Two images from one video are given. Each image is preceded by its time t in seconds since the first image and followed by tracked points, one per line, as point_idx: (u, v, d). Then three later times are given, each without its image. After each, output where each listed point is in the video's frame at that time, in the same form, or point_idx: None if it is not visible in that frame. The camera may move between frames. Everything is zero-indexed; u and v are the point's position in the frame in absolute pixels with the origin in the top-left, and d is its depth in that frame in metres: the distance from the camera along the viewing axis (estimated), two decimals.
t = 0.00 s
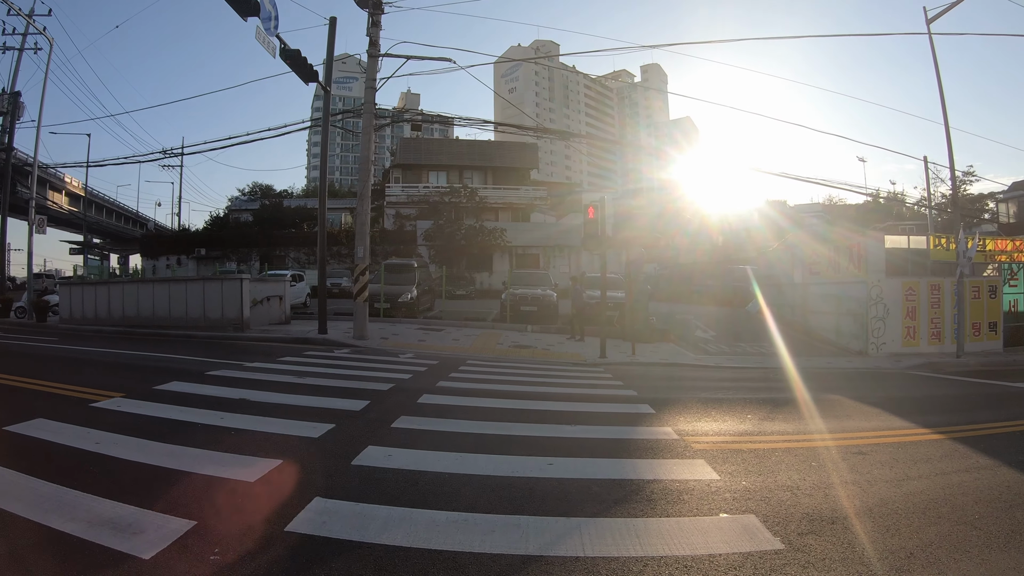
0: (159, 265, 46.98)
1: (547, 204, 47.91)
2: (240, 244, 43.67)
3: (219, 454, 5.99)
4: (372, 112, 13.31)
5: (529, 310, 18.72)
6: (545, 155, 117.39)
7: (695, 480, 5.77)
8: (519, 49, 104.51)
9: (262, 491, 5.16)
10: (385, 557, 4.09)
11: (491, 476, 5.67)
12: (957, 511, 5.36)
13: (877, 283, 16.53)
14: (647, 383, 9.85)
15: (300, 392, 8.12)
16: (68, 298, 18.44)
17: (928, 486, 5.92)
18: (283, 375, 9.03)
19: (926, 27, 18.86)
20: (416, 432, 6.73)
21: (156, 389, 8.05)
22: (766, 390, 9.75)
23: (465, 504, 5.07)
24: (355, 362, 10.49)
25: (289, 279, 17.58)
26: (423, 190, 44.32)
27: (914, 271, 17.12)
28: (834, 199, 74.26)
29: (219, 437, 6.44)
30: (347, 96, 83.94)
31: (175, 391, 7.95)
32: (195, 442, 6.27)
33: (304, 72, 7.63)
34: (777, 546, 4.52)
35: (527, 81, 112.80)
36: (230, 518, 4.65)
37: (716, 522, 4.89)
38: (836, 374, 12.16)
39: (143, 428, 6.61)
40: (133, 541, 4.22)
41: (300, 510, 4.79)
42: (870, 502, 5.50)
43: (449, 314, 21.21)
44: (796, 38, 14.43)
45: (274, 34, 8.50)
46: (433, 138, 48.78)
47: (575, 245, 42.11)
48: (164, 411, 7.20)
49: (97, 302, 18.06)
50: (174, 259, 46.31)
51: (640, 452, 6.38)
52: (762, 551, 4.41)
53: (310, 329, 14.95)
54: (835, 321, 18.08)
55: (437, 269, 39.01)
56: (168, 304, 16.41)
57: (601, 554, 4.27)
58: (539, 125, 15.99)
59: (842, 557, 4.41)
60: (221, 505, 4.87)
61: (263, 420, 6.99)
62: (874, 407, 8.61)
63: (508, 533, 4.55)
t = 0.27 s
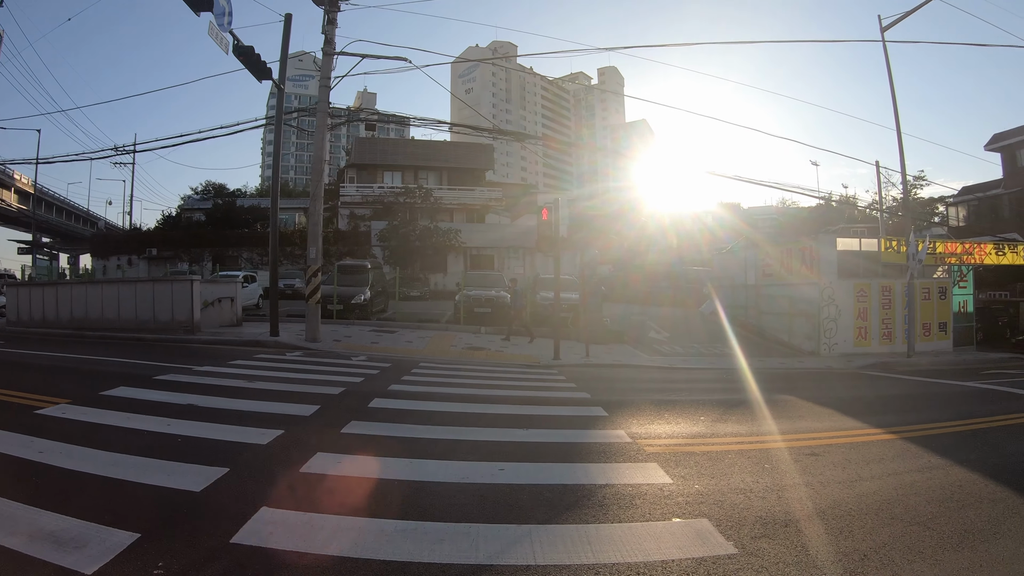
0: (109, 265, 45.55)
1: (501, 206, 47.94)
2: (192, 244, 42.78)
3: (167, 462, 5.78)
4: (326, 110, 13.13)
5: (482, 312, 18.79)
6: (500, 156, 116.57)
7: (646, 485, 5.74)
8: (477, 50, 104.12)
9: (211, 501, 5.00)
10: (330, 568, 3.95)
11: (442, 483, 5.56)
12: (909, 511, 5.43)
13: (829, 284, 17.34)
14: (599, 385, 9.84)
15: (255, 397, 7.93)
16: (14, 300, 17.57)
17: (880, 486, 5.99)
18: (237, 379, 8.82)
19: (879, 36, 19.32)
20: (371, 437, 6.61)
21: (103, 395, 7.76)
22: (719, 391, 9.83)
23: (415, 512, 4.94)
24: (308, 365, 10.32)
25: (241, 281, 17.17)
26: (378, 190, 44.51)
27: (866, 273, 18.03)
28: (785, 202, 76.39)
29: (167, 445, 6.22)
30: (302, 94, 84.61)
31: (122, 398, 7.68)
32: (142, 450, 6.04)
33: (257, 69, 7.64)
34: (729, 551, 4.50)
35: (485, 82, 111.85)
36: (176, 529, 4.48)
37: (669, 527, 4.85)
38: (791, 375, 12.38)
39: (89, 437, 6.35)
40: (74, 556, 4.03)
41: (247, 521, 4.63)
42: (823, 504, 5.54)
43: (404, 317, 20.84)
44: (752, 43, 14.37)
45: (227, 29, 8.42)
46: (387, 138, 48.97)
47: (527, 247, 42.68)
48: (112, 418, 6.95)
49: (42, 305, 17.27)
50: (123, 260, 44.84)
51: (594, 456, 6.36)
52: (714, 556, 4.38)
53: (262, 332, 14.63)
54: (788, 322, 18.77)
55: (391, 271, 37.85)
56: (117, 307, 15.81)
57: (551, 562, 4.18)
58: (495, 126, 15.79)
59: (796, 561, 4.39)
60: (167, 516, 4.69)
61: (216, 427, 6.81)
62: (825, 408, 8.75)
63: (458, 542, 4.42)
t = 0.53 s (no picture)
0: (62, 265, 44.70)
1: (461, 206, 47.34)
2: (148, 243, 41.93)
3: (117, 467, 5.60)
4: (283, 107, 12.96)
5: (439, 312, 18.76)
6: (459, 156, 115.27)
7: (602, 486, 5.73)
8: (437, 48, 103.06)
9: (164, 506, 4.86)
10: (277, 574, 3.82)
11: (397, 486, 5.46)
12: (865, 508, 5.50)
13: (784, 285, 17.93)
14: (557, 386, 9.85)
15: (212, 400, 7.77)
16: None
17: (836, 484, 6.06)
18: (193, 381, 8.62)
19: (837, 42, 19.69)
20: (329, 441, 6.51)
21: (51, 399, 7.49)
22: (676, 390, 9.90)
23: (370, 515, 4.82)
24: (264, 367, 10.16)
25: (196, 281, 17.05)
26: (336, 190, 44.30)
27: (822, 275, 18.75)
28: (742, 204, 77.94)
29: (118, 449, 6.03)
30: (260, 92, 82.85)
31: (72, 401, 7.43)
32: (91, 455, 5.84)
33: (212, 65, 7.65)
34: (686, 552, 4.48)
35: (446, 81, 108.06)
36: (126, 536, 4.33)
37: (625, 528, 4.83)
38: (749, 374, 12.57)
39: (36, 441, 6.12)
40: (16, 566, 3.86)
41: (198, 526, 4.49)
42: (780, 502, 5.57)
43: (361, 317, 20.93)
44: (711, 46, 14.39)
45: (183, 24, 8.34)
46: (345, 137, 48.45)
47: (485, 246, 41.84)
48: (62, 422, 6.72)
49: None
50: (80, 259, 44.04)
51: (551, 457, 6.35)
52: (671, 557, 4.37)
53: (216, 333, 14.32)
54: (744, 323, 19.26)
55: (348, 270, 38.24)
56: (70, 307, 15.27)
57: (505, 565, 4.10)
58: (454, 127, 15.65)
59: (753, 561, 4.38)
60: (115, 523, 4.52)
61: (172, 430, 6.64)
62: (779, 407, 8.86)
63: (411, 545, 4.32)
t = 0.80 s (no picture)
0: (16, 263, 43.34)
1: (423, 206, 47.04)
2: (106, 241, 41.09)
3: (72, 472, 5.42)
4: (244, 103, 12.81)
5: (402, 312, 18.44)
6: (423, 156, 114.23)
7: (567, 486, 5.73)
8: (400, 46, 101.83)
9: (123, 511, 4.71)
10: None
11: (361, 488, 5.38)
12: (829, 506, 5.58)
13: (746, 285, 18.31)
14: (519, 386, 9.87)
15: (173, 401, 7.62)
16: None
17: (800, 483, 6.13)
18: (153, 383, 8.43)
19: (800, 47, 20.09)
20: (293, 443, 6.41)
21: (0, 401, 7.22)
22: (637, 391, 9.96)
23: (332, 519, 4.72)
24: (225, 367, 9.99)
25: (156, 279, 16.69)
26: (297, 187, 44.06)
27: (782, 276, 19.20)
28: (703, 206, 79.13)
29: (72, 453, 5.85)
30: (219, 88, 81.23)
31: (24, 404, 7.19)
32: (43, 460, 5.64)
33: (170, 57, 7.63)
34: (653, 551, 4.49)
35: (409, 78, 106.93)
36: (81, 543, 4.18)
37: (591, 529, 4.81)
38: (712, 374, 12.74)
39: None
40: None
41: (158, 532, 4.36)
42: (744, 501, 5.62)
43: (323, 315, 20.80)
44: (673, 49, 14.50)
45: (143, 16, 8.24)
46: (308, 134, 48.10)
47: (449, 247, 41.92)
48: (16, 425, 6.50)
49: None
50: (33, 256, 42.69)
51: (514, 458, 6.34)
52: (637, 557, 4.37)
53: (176, 332, 14.03)
54: (706, 323, 19.57)
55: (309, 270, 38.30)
56: (25, 306, 14.84)
57: (469, 569, 4.02)
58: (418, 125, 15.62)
59: (718, 560, 4.39)
60: (68, 530, 4.36)
61: (133, 433, 6.48)
62: (740, 407, 8.98)
63: (373, 550, 4.21)
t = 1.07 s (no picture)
0: None
1: (387, 205, 46.84)
2: (66, 238, 40.31)
3: (35, 477, 5.25)
4: (210, 99, 12.65)
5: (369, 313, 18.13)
6: (387, 155, 112.85)
7: (539, 487, 5.73)
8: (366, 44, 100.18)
9: (89, 517, 4.58)
10: None
11: (333, 492, 5.32)
12: (801, 504, 5.65)
13: (710, 286, 18.52)
14: (483, 386, 9.91)
15: (139, 404, 7.46)
16: None
17: (770, 481, 6.21)
18: (117, 385, 8.24)
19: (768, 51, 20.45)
20: (264, 446, 6.32)
21: None
22: (604, 391, 10.02)
23: (305, 524, 4.65)
24: (190, 369, 9.83)
25: (117, 279, 16.34)
26: (260, 185, 44.02)
27: (746, 277, 19.52)
28: (667, 207, 80.20)
29: (33, 458, 5.67)
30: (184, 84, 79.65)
31: None
32: (2, 466, 5.45)
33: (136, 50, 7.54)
34: (628, 552, 4.51)
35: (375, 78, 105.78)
36: (49, 550, 4.05)
37: (566, 530, 4.82)
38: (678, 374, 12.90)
39: None
40: None
41: (127, 538, 4.25)
42: (717, 500, 5.67)
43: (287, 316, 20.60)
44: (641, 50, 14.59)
45: (108, 7, 8.10)
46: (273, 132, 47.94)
47: (412, 246, 42.05)
48: None
49: None
50: None
51: (484, 460, 6.33)
52: (613, 557, 4.39)
53: (137, 332, 13.75)
54: (671, 324, 19.80)
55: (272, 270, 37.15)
56: None
57: (445, 572, 4.00)
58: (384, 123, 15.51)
59: (693, 561, 4.41)
60: (33, 537, 4.22)
61: (98, 437, 6.32)
62: (708, 406, 9.10)
63: (348, 555, 4.17)
